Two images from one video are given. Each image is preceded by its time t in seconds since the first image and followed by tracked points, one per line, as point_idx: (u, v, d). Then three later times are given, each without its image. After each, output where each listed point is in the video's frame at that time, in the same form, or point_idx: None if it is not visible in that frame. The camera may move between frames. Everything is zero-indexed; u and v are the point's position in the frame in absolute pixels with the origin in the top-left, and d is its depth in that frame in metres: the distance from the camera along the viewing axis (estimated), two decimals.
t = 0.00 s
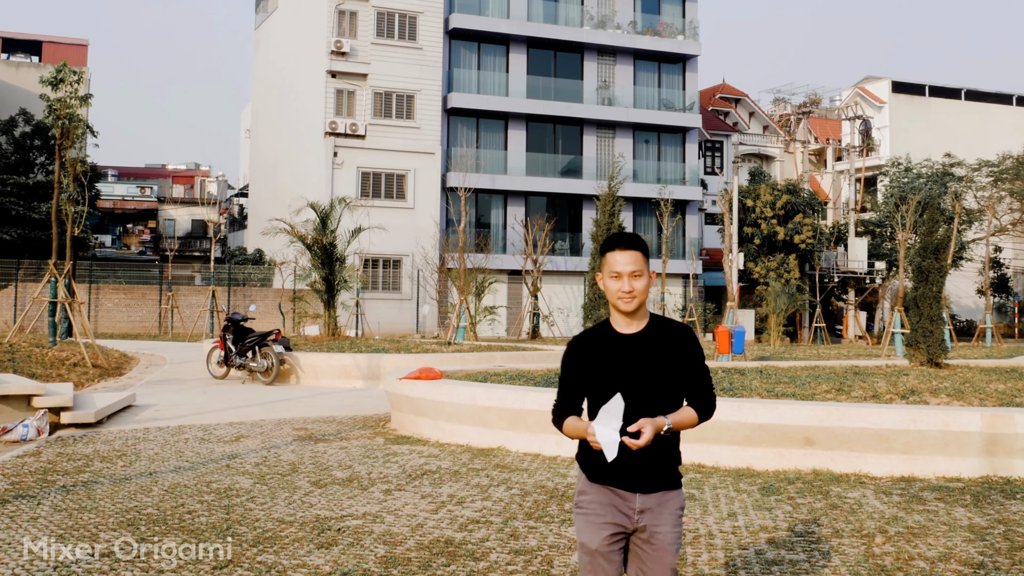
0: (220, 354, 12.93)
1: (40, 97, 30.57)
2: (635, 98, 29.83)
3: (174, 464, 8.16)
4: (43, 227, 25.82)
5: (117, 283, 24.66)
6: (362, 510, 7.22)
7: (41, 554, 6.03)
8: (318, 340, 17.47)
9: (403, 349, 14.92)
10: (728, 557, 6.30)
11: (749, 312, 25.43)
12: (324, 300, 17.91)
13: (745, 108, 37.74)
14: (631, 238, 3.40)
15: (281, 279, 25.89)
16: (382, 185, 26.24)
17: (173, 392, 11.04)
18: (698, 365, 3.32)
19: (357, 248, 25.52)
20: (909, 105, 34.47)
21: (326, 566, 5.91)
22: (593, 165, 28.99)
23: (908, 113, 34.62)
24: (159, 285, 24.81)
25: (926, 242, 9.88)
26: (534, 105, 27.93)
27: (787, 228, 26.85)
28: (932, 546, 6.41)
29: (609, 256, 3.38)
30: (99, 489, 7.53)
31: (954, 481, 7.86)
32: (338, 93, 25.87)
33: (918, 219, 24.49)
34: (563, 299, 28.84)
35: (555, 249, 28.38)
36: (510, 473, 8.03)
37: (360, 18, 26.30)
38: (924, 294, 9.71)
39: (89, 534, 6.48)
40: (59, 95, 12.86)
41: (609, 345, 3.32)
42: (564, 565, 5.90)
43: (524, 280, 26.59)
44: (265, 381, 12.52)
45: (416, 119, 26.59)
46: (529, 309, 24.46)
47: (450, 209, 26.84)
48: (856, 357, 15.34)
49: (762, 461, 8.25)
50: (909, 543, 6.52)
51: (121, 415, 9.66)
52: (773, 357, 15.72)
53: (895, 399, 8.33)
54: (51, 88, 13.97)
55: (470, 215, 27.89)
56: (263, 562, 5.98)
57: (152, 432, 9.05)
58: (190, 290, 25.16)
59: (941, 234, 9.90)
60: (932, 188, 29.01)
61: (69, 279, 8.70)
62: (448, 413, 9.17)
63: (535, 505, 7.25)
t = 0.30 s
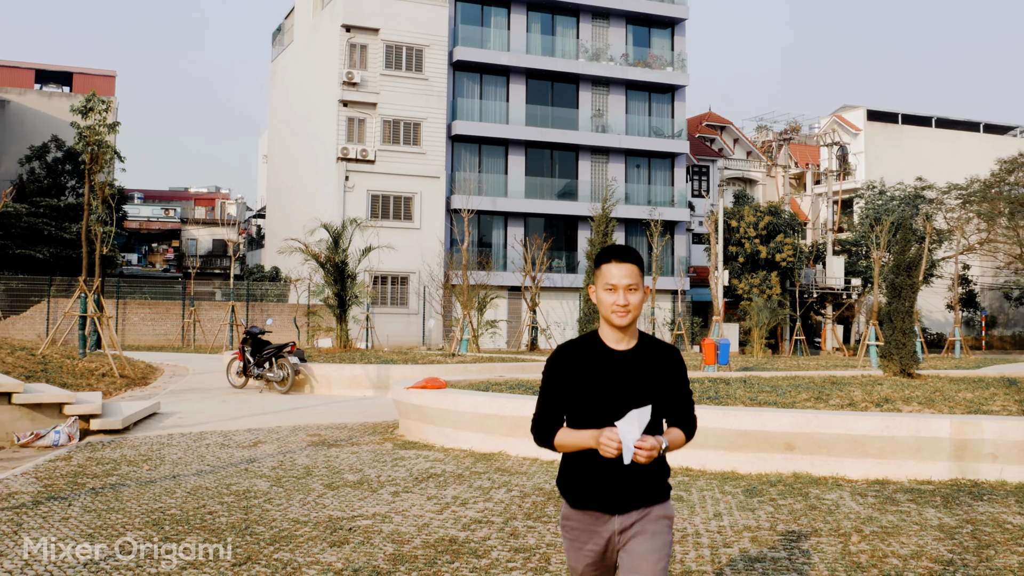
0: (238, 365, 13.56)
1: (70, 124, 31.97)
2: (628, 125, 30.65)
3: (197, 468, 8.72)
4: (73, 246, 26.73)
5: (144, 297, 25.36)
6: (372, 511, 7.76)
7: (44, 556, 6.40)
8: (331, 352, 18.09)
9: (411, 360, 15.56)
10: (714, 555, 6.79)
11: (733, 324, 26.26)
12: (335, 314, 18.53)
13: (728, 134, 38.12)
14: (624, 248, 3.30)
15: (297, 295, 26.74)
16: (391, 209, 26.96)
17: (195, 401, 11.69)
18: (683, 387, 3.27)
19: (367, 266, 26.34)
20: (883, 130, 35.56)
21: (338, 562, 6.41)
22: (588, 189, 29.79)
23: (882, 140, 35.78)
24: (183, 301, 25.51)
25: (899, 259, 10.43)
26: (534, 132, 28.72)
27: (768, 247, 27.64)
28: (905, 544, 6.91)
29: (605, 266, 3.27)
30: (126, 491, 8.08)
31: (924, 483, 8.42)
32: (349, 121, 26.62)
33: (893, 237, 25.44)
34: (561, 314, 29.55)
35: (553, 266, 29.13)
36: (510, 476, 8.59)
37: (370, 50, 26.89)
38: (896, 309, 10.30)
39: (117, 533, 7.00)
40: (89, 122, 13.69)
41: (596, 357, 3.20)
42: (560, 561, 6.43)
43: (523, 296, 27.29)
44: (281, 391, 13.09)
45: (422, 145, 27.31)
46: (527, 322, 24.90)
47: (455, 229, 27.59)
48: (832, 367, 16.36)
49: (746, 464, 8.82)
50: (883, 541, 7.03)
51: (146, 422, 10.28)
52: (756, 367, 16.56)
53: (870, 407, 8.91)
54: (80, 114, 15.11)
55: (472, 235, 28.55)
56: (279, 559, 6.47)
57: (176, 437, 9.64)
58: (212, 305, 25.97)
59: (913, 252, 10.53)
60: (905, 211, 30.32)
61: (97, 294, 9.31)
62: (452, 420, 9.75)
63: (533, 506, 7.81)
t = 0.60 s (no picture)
0: (257, 376, 14.37)
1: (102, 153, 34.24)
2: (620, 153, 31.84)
3: (218, 471, 9.37)
4: (104, 266, 27.82)
5: (169, 313, 26.26)
6: (381, 512, 8.35)
7: (46, 557, 6.75)
8: (343, 364, 18.82)
9: (417, 371, 16.33)
10: (700, 552, 7.30)
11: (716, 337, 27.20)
12: (347, 329, 19.15)
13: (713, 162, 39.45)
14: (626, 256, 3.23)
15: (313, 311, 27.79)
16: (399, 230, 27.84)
17: (217, 409, 12.56)
18: (688, 403, 3.15)
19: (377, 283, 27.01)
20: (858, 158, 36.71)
21: (350, 559, 6.94)
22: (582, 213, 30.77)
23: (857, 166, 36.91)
24: (205, 316, 26.49)
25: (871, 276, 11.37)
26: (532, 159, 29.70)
27: (751, 266, 28.69)
28: (877, 543, 7.42)
29: (602, 274, 3.22)
30: (153, 493, 8.68)
31: (896, 486, 9.05)
32: (360, 148, 27.36)
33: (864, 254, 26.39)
34: (557, 328, 30.28)
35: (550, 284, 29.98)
36: (510, 479, 9.24)
37: (379, 83, 27.71)
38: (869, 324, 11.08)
39: (145, 532, 7.52)
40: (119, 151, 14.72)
41: (593, 368, 3.11)
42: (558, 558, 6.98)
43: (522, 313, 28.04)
44: (297, 400, 13.81)
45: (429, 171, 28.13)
46: (525, 336, 25.53)
47: (459, 249, 28.42)
48: (809, 378, 17.58)
49: (729, 468, 9.47)
50: (858, 540, 7.55)
51: (172, 429, 11.07)
52: (739, 378, 17.70)
53: (845, 415, 9.59)
54: (113, 145, 16.64)
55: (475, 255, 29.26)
56: (296, 557, 6.97)
57: (199, 443, 10.38)
58: (234, 320, 27.01)
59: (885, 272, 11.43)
60: (877, 231, 31.50)
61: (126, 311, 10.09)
62: (456, 427, 10.41)
63: (531, 506, 8.46)
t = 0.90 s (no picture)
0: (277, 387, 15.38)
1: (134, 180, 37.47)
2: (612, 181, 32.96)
3: (240, 475, 10.11)
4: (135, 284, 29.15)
5: (195, 328, 27.51)
6: (391, 512, 8.95)
7: (45, 557, 6.85)
8: (356, 376, 19.47)
9: (424, 382, 17.12)
10: (684, 549, 7.54)
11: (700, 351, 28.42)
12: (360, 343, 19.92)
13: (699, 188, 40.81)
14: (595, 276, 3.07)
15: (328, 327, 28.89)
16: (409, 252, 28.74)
17: (238, 417, 13.92)
18: (671, 427, 2.95)
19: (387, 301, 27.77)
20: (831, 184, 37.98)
21: (362, 556, 7.25)
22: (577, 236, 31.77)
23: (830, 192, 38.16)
24: (229, 331, 27.78)
25: (845, 295, 13.40)
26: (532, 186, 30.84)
27: (733, 285, 29.94)
28: (849, 541, 7.67)
29: (571, 295, 3.05)
30: (180, 495, 9.21)
31: (866, 489, 9.77)
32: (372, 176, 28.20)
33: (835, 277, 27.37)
34: (554, 343, 31.24)
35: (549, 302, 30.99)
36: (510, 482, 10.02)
37: (390, 116, 28.56)
38: (845, 337, 13.14)
39: (172, 531, 7.81)
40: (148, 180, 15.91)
41: (568, 396, 2.95)
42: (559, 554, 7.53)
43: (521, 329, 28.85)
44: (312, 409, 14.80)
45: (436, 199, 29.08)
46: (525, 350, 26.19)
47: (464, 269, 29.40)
48: (787, 389, 19.11)
49: (713, 473, 10.20)
50: (830, 539, 7.83)
51: (196, 436, 12.31)
52: (723, 388, 19.08)
53: (820, 423, 10.39)
54: (144, 173, 17.52)
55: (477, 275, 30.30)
56: (312, 554, 7.23)
57: (222, 449, 11.33)
58: (255, 334, 28.30)
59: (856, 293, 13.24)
60: (850, 254, 32.56)
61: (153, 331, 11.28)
62: (460, 434, 11.15)
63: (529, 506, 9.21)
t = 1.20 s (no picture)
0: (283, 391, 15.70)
1: (143, 189, 38.36)
2: (609, 190, 33.34)
3: (248, 476, 10.34)
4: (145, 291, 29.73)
5: (203, 333, 28.10)
6: (395, 512, 9.06)
7: (47, 557, 6.48)
8: (360, 380, 19.81)
9: (427, 386, 17.38)
10: (680, 550, 6.88)
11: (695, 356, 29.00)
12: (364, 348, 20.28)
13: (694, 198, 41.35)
14: (559, 261, 2.92)
15: (333, 332, 29.40)
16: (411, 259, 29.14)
17: (246, 420, 14.38)
18: (642, 425, 2.86)
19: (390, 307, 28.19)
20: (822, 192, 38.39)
21: (367, 554, 6.97)
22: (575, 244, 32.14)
23: (822, 200, 38.60)
24: (236, 336, 28.40)
25: (835, 302, 13.88)
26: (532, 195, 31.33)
27: (727, 291, 30.29)
28: (845, 539, 7.12)
29: (531, 281, 2.87)
30: (189, 496, 9.19)
31: (857, 490, 9.87)
32: (375, 186, 28.56)
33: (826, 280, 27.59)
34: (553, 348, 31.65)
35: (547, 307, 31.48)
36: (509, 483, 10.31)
37: (393, 127, 28.92)
38: (835, 343, 13.67)
39: (180, 531, 7.43)
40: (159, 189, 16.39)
41: (532, 391, 2.77)
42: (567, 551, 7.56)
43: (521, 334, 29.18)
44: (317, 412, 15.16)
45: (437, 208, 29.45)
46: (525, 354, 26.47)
47: (466, 276, 29.79)
48: (778, 392, 19.77)
49: (708, 474, 10.44)
50: (824, 538, 7.17)
51: (206, 438, 12.75)
52: (717, 391, 19.68)
53: (812, 425, 10.67)
54: (155, 182, 17.90)
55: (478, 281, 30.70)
56: (319, 553, 6.91)
57: (231, 451, 11.68)
58: (262, 340, 28.89)
59: (846, 300, 13.84)
60: (841, 261, 33.12)
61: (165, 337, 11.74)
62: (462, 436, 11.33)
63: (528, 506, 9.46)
